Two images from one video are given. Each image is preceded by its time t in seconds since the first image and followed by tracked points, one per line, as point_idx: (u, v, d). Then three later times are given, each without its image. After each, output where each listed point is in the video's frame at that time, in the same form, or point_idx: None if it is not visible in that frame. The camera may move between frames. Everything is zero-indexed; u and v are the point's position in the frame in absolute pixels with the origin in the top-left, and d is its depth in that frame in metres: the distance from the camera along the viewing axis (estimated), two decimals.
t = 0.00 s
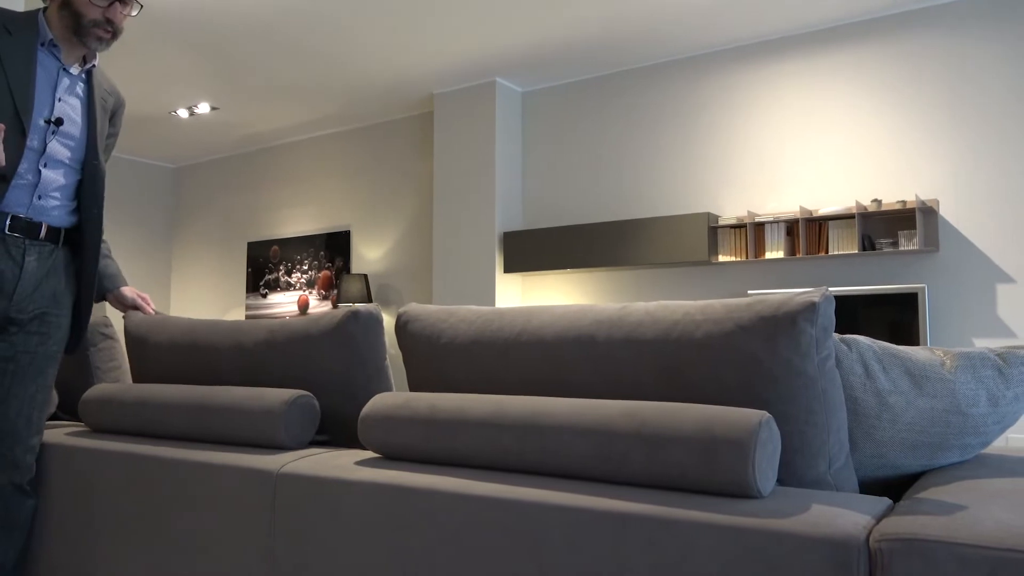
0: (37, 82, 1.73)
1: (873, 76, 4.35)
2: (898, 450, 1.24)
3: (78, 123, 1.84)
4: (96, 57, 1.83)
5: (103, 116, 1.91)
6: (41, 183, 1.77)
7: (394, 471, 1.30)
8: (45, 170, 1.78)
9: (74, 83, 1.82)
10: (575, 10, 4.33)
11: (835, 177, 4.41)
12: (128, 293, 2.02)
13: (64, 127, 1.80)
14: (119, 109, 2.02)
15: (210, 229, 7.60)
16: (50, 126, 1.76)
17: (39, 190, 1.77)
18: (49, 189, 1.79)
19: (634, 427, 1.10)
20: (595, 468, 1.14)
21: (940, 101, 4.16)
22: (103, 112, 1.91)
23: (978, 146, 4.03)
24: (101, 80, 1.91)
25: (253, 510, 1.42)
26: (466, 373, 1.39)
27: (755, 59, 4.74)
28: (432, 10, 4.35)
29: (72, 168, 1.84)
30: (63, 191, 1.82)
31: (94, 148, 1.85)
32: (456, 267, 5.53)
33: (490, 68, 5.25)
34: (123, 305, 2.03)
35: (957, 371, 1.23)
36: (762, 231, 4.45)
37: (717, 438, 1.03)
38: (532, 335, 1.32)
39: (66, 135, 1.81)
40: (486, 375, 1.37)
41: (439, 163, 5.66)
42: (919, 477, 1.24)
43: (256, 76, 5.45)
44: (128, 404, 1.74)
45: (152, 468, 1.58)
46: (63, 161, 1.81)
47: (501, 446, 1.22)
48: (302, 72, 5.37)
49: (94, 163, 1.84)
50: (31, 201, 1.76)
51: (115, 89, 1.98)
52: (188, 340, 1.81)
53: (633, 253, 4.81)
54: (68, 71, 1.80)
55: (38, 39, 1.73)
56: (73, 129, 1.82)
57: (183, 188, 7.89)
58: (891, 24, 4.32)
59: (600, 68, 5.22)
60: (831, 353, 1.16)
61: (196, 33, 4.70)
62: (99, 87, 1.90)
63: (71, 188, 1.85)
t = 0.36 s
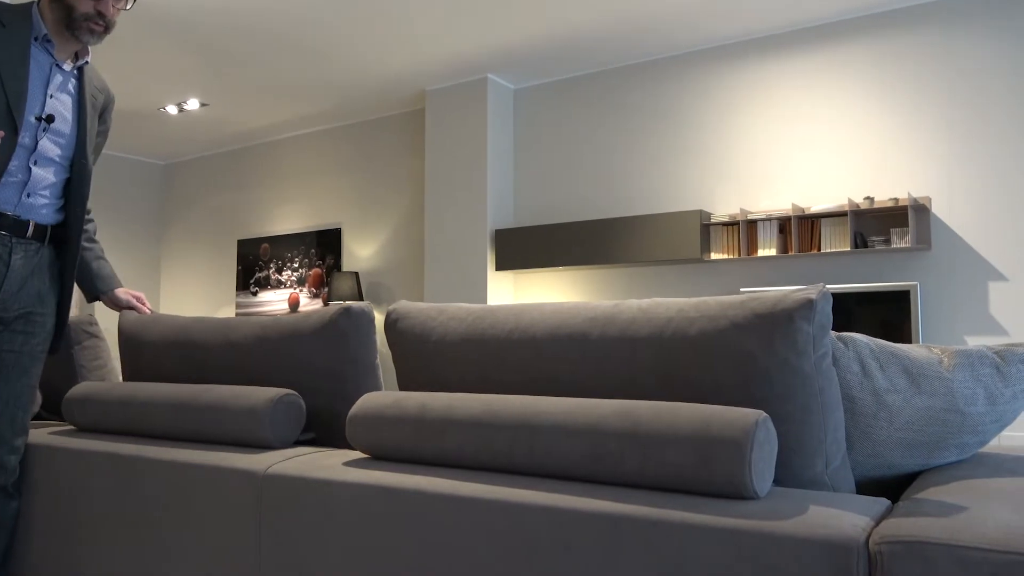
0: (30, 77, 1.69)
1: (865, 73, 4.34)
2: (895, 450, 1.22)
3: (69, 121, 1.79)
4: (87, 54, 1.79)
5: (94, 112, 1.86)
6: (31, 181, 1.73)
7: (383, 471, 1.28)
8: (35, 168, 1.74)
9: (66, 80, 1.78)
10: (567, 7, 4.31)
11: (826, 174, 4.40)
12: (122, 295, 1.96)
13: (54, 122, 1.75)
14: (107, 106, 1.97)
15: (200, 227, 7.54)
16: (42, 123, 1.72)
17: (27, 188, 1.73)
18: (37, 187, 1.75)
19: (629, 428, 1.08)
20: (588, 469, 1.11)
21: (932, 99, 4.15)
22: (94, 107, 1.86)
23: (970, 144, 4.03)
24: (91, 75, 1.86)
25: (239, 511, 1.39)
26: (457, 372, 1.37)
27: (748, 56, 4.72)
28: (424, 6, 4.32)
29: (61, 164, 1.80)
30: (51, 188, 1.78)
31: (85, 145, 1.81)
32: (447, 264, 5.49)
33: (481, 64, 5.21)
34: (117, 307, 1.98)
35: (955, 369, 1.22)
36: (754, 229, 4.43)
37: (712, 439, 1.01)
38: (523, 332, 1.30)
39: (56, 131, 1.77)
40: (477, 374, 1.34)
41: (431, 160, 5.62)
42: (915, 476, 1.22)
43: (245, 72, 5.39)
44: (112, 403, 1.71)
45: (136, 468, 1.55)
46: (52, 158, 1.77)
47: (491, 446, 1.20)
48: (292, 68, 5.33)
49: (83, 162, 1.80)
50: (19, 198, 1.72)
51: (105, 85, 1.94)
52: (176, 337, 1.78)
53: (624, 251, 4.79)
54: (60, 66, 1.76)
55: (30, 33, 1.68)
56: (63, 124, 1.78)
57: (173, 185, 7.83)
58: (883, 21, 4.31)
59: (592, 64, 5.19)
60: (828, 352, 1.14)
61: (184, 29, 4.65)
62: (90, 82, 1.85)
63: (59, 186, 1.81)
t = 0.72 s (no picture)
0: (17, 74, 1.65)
1: (857, 71, 4.33)
2: (892, 448, 1.20)
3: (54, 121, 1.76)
4: (77, 48, 1.77)
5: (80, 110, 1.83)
6: (14, 180, 1.70)
7: (371, 472, 1.25)
8: (18, 167, 1.70)
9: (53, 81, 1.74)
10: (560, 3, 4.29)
11: (818, 171, 4.39)
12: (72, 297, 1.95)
13: (39, 121, 1.72)
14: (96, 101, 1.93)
15: (189, 224, 7.49)
16: (25, 123, 1.69)
17: (10, 187, 1.69)
18: (19, 185, 1.71)
19: (622, 426, 1.05)
20: (581, 469, 1.09)
21: (924, 96, 4.15)
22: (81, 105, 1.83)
23: (962, 141, 4.03)
24: (79, 71, 1.83)
25: (224, 512, 1.36)
26: (446, 369, 1.34)
27: (740, 53, 4.71)
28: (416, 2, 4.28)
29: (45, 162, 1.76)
30: (34, 187, 1.75)
31: (70, 144, 1.77)
32: (438, 262, 5.46)
33: (472, 60, 5.18)
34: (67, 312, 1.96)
35: (954, 367, 1.20)
36: (747, 226, 4.42)
37: (708, 438, 0.99)
38: (514, 329, 1.27)
39: (41, 129, 1.73)
40: (466, 372, 1.32)
41: (422, 157, 5.59)
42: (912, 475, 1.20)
43: (234, 68, 5.34)
44: (93, 403, 1.67)
45: (119, 469, 1.51)
46: (36, 156, 1.73)
47: (481, 446, 1.17)
48: (281, 64, 5.28)
49: (68, 163, 1.76)
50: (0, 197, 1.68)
51: (94, 81, 1.90)
52: (154, 337, 1.74)
53: (616, 248, 4.77)
54: (49, 63, 1.72)
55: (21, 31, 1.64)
56: (48, 122, 1.74)
57: (162, 183, 7.77)
58: (875, 18, 4.30)
59: (584, 61, 5.17)
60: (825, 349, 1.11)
61: (172, 24, 4.59)
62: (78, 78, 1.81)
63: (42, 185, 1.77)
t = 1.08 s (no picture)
0: None
1: (849, 69, 4.33)
2: (891, 450, 1.18)
3: (22, 113, 1.55)
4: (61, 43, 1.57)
5: (65, 111, 1.62)
6: None
7: (360, 475, 1.22)
8: None
9: (30, 74, 1.54)
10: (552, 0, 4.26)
11: (810, 170, 4.38)
12: None
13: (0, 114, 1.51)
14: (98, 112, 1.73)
15: (178, 223, 7.43)
16: None
17: None
18: None
19: (616, 428, 1.03)
20: (575, 472, 1.07)
21: (916, 95, 4.15)
22: (65, 105, 1.62)
23: (954, 139, 4.03)
24: (68, 70, 1.63)
25: (211, 516, 1.33)
26: (437, 369, 1.32)
27: (731, 51, 4.70)
28: None
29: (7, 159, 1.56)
30: None
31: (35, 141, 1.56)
32: (430, 262, 5.43)
33: (463, 58, 5.15)
34: None
35: (952, 366, 1.18)
36: (739, 225, 4.41)
37: (704, 440, 0.97)
38: (506, 329, 1.25)
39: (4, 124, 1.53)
40: (458, 372, 1.29)
41: (413, 155, 5.56)
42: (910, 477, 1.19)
43: (224, 65, 5.29)
44: (77, 404, 1.64)
45: (103, 472, 1.48)
46: None
47: (473, 448, 1.15)
48: (271, 62, 5.23)
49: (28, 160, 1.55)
50: None
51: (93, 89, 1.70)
52: (140, 337, 1.71)
53: (609, 247, 4.75)
54: (25, 57, 1.53)
55: None
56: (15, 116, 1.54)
57: (151, 181, 7.71)
58: (866, 16, 4.30)
59: (575, 59, 5.15)
60: (823, 349, 1.09)
61: (160, 21, 4.54)
62: (63, 77, 1.61)
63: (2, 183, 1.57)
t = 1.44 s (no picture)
0: None
1: (839, 69, 4.33)
2: (887, 450, 1.16)
3: None
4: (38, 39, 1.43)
5: (38, 108, 1.54)
6: None
7: (347, 477, 1.20)
8: None
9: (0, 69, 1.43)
10: None
11: (801, 169, 4.38)
12: None
13: None
14: (82, 114, 1.68)
15: (165, 222, 7.36)
16: None
17: None
18: None
19: (609, 429, 1.01)
20: (566, 474, 1.04)
21: (906, 94, 4.15)
22: (38, 103, 1.53)
23: (944, 139, 4.04)
24: (48, 66, 1.53)
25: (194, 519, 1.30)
26: (426, 369, 1.29)
27: (722, 50, 4.69)
28: None
29: None
30: None
31: None
32: (420, 261, 5.40)
33: (454, 56, 5.12)
34: None
35: (949, 365, 1.16)
36: (730, 224, 4.40)
37: (700, 441, 0.95)
38: (496, 328, 1.23)
39: None
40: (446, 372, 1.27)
41: (403, 153, 5.52)
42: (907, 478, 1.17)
43: (212, 62, 5.24)
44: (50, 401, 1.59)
45: (82, 474, 1.45)
46: None
47: (462, 449, 1.12)
48: (260, 59, 5.19)
49: None
50: None
51: (77, 90, 1.65)
52: (121, 336, 1.67)
53: (600, 246, 4.73)
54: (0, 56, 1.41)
55: None
56: None
57: (138, 180, 7.65)
58: (856, 16, 4.30)
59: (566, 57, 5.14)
60: (819, 347, 1.08)
61: (148, 17, 4.49)
62: (41, 73, 1.51)
63: None
